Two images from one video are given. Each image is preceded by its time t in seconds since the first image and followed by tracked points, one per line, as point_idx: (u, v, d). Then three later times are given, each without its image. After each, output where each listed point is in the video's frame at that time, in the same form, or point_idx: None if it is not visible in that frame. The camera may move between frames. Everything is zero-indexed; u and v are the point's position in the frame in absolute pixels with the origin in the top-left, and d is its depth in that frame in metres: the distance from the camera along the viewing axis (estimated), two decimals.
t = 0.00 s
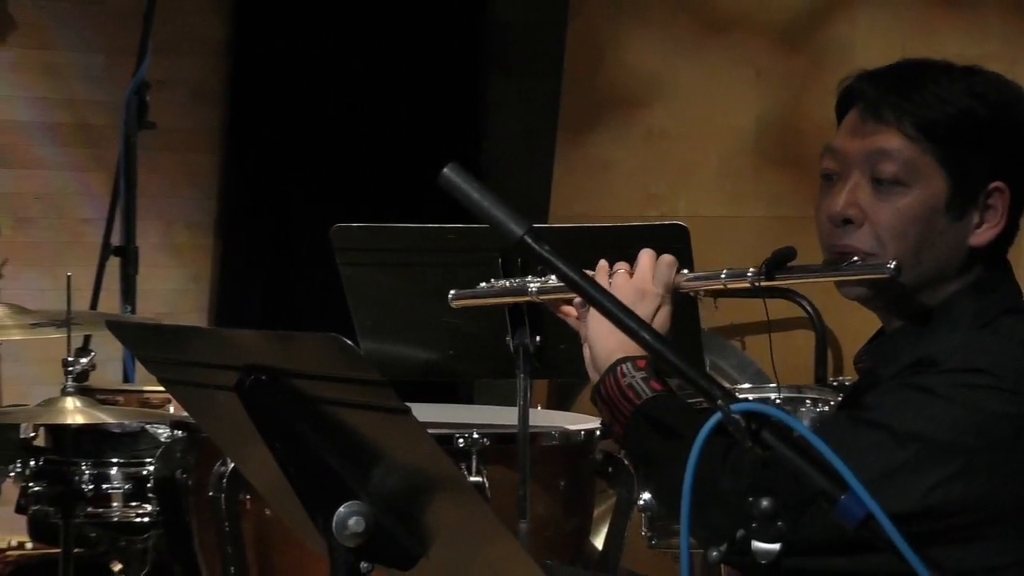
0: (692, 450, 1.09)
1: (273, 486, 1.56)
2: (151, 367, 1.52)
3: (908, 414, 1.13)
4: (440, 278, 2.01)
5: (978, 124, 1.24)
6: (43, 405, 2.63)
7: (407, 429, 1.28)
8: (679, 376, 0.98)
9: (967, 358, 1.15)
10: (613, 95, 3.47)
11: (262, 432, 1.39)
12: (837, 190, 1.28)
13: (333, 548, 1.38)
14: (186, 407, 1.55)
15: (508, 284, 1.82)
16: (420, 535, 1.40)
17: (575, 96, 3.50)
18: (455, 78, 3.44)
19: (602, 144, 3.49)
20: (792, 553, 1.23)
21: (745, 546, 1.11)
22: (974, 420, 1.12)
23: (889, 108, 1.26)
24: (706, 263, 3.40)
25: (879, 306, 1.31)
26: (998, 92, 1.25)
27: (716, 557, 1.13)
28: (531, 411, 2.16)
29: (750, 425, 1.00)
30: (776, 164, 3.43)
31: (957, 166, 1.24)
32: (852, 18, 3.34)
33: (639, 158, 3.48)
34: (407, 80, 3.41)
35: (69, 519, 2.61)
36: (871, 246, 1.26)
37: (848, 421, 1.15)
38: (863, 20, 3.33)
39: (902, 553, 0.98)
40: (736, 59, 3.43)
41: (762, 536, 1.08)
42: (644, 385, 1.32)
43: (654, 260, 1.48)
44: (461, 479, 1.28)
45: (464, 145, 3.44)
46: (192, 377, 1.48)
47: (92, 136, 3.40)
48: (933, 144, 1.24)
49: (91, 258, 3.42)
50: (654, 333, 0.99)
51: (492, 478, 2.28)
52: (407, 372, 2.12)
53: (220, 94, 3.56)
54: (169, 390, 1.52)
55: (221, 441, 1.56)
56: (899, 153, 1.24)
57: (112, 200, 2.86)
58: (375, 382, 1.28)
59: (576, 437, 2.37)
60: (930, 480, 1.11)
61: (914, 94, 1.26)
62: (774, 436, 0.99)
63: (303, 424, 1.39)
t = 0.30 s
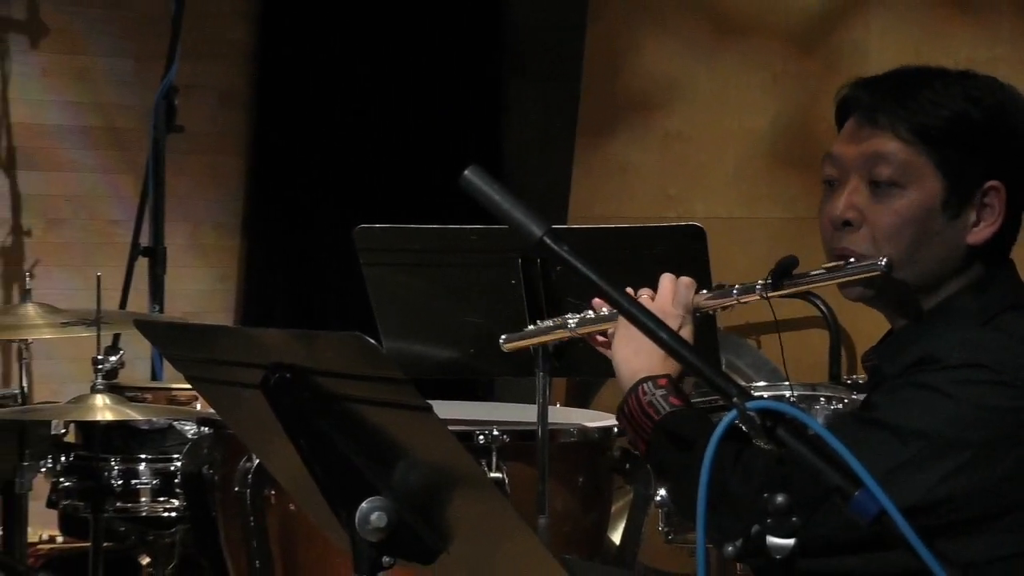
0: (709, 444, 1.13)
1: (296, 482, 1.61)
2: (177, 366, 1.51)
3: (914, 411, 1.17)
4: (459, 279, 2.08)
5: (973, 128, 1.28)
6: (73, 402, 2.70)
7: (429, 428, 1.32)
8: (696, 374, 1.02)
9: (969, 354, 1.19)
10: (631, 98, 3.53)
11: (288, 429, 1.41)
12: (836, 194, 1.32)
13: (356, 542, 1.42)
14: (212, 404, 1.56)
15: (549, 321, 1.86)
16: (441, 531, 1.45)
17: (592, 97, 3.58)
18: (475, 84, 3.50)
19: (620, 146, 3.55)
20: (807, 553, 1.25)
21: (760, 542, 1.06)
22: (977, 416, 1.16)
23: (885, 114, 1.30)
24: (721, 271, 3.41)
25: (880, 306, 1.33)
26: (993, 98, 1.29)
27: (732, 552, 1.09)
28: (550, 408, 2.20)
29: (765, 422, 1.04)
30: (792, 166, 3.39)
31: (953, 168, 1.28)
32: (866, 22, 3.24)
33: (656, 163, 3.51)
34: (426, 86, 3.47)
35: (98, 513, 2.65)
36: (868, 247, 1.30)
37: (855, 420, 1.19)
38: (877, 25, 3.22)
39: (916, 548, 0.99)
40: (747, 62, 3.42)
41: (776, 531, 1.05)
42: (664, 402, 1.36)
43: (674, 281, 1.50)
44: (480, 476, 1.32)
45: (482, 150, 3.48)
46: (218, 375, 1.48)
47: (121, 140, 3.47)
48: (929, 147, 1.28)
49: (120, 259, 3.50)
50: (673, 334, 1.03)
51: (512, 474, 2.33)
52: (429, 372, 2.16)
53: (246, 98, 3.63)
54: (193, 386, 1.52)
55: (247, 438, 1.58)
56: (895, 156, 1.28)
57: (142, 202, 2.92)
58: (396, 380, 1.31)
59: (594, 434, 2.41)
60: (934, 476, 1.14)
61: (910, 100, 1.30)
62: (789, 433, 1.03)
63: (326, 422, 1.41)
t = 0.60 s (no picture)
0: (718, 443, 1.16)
1: (316, 480, 1.66)
2: (196, 364, 1.55)
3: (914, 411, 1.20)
4: (471, 278, 2.12)
5: (959, 131, 1.31)
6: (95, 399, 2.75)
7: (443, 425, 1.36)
8: (705, 372, 1.05)
9: (958, 349, 1.23)
10: (642, 100, 3.60)
11: (304, 427, 1.45)
12: (826, 196, 1.36)
13: (371, 538, 1.47)
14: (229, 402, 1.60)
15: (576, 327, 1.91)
16: (455, 529, 1.50)
17: (605, 99, 3.64)
18: (485, 86, 3.54)
19: (632, 148, 3.62)
20: (817, 541, 1.32)
21: (767, 537, 1.13)
22: (965, 407, 1.20)
23: (868, 118, 1.35)
24: (730, 271, 3.48)
25: (876, 302, 1.38)
26: (978, 99, 1.32)
27: (740, 548, 1.14)
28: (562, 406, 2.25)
29: (773, 420, 1.07)
30: (801, 170, 3.46)
31: (937, 166, 1.31)
32: (874, 27, 3.32)
33: (664, 166, 3.59)
34: (438, 87, 3.52)
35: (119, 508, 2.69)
36: (857, 244, 1.34)
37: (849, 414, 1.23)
38: (884, 31, 3.31)
39: (918, 540, 1.04)
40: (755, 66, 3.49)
41: (784, 527, 1.11)
42: (670, 398, 1.41)
43: (687, 283, 1.55)
44: (493, 472, 1.37)
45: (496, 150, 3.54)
46: (235, 374, 1.51)
47: (140, 143, 3.53)
48: (913, 148, 1.32)
49: (140, 259, 3.56)
50: (682, 332, 1.07)
51: (524, 470, 2.38)
52: (445, 369, 2.22)
53: (263, 101, 3.68)
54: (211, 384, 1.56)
55: (265, 437, 1.62)
56: (880, 157, 1.32)
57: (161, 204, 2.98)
58: (409, 377, 1.35)
59: (606, 432, 2.47)
60: (926, 465, 1.18)
61: (893, 105, 1.34)
62: (796, 430, 1.07)
63: (341, 419, 1.46)
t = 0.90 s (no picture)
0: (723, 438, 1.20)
1: (336, 471, 1.72)
2: (221, 361, 1.61)
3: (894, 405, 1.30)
4: (483, 278, 2.21)
5: (942, 133, 1.39)
6: (124, 395, 2.85)
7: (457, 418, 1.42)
8: (710, 368, 1.10)
9: (932, 343, 1.33)
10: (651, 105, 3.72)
11: (325, 421, 1.52)
12: (814, 196, 1.44)
13: (389, 528, 1.52)
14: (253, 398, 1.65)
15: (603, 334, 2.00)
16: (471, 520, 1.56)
17: (614, 105, 3.75)
18: (504, 91, 3.62)
19: (642, 152, 3.74)
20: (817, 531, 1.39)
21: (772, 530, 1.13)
22: (939, 400, 1.29)
23: (855, 122, 1.43)
24: (737, 272, 3.62)
25: (860, 297, 1.47)
26: (960, 104, 1.40)
27: (747, 539, 1.18)
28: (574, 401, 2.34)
29: (779, 415, 1.11)
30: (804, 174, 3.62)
31: (921, 167, 1.39)
32: (876, 34, 3.52)
33: (672, 168, 3.72)
34: (457, 93, 3.61)
35: (147, 500, 2.79)
36: (842, 243, 1.42)
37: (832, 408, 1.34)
38: (886, 36, 3.51)
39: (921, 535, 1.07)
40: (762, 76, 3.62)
41: (790, 520, 1.12)
42: (670, 396, 1.50)
43: (690, 286, 1.66)
44: (506, 464, 1.41)
45: (509, 154, 3.61)
46: (258, 370, 1.57)
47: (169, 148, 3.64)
48: (896, 149, 1.40)
49: (167, 262, 3.69)
50: (690, 330, 1.11)
51: (537, 464, 2.47)
52: (461, 366, 2.33)
53: (287, 108, 3.79)
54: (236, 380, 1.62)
55: (287, 430, 1.68)
56: (865, 158, 1.41)
57: (188, 207, 3.08)
58: (426, 373, 1.41)
59: (616, 426, 2.54)
60: (902, 453, 1.28)
61: (878, 109, 1.42)
62: (799, 425, 1.11)
63: (361, 413, 1.52)
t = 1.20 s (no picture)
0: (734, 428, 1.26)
1: (355, 464, 1.68)
2: (246, 359, 1.54)
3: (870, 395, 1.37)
4: (501, 279, 2.31)
5: (914, 138, 1.45)
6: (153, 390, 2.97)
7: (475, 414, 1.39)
8: (715, 365, 1.15)
9: (911, 341, 1.39)
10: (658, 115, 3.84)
11: (347, 416, 1.50)
12: (790, 203, 1.49)
13: (408, 520, 1.50)
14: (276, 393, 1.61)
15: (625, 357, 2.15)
16: (488, 510, 1.54)
17: (625, 109, 3.91)
18: (532, 93, 3.76)
19: (650, 156, 3.86)
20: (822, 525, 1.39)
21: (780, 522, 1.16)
22: (920, 393, 1.35)
23: (827, 131, 1.49)
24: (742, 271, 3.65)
25: (838, 298, 1.52)
26: (930, 112, 1.47)
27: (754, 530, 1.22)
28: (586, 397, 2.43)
29: (783, 410, 1.15)
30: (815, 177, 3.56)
31: (892, 172, 1.45)
32: (877, 43, 3.35)
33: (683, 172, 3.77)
34: (481, 92, 3.72)
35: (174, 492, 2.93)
36: (818, 245, 1.47)
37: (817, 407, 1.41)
38: (888, 45, 3.33)
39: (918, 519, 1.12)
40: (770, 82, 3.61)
41: (794, 511, 1.14)
42: (670, 410, 1.56)
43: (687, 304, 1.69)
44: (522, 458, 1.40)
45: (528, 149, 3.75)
46: (285, 370, 1.51)
47: (196, 153, 3.77)
48: (867, 155, 1.45)
49: (194, 262, 3.80)
50: (697, 328, 1.16)
51: (551, 457, 2.57)
52: (475, 362, 2.43)
53: (310, 115, 3.91)
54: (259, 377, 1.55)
55: (309, 422, 1.64)
56: (838, 164, 1.46)
57: (215, 210, 3.21)
58: (446, 371, 1.39)
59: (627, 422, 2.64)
60: (885, 447, 1.34)
61: (849, 118, 1.48)
62: (805, 421, 1.14)
63: (382, 409, 1.49)
